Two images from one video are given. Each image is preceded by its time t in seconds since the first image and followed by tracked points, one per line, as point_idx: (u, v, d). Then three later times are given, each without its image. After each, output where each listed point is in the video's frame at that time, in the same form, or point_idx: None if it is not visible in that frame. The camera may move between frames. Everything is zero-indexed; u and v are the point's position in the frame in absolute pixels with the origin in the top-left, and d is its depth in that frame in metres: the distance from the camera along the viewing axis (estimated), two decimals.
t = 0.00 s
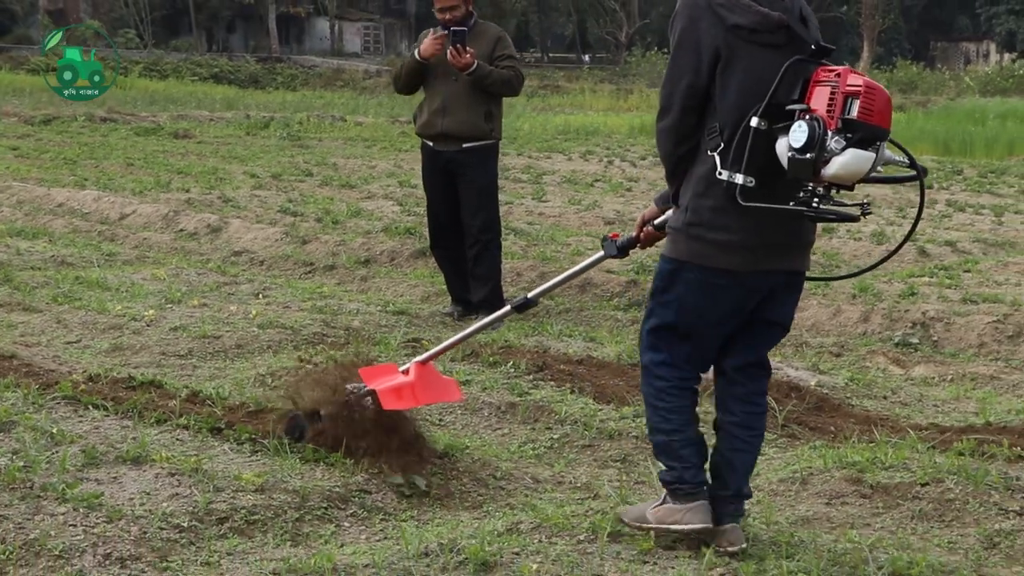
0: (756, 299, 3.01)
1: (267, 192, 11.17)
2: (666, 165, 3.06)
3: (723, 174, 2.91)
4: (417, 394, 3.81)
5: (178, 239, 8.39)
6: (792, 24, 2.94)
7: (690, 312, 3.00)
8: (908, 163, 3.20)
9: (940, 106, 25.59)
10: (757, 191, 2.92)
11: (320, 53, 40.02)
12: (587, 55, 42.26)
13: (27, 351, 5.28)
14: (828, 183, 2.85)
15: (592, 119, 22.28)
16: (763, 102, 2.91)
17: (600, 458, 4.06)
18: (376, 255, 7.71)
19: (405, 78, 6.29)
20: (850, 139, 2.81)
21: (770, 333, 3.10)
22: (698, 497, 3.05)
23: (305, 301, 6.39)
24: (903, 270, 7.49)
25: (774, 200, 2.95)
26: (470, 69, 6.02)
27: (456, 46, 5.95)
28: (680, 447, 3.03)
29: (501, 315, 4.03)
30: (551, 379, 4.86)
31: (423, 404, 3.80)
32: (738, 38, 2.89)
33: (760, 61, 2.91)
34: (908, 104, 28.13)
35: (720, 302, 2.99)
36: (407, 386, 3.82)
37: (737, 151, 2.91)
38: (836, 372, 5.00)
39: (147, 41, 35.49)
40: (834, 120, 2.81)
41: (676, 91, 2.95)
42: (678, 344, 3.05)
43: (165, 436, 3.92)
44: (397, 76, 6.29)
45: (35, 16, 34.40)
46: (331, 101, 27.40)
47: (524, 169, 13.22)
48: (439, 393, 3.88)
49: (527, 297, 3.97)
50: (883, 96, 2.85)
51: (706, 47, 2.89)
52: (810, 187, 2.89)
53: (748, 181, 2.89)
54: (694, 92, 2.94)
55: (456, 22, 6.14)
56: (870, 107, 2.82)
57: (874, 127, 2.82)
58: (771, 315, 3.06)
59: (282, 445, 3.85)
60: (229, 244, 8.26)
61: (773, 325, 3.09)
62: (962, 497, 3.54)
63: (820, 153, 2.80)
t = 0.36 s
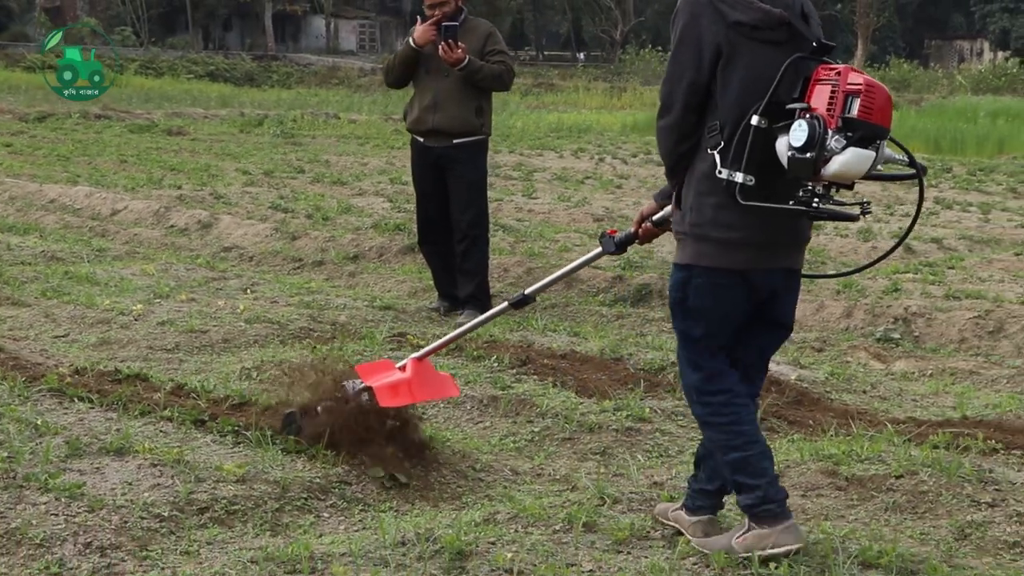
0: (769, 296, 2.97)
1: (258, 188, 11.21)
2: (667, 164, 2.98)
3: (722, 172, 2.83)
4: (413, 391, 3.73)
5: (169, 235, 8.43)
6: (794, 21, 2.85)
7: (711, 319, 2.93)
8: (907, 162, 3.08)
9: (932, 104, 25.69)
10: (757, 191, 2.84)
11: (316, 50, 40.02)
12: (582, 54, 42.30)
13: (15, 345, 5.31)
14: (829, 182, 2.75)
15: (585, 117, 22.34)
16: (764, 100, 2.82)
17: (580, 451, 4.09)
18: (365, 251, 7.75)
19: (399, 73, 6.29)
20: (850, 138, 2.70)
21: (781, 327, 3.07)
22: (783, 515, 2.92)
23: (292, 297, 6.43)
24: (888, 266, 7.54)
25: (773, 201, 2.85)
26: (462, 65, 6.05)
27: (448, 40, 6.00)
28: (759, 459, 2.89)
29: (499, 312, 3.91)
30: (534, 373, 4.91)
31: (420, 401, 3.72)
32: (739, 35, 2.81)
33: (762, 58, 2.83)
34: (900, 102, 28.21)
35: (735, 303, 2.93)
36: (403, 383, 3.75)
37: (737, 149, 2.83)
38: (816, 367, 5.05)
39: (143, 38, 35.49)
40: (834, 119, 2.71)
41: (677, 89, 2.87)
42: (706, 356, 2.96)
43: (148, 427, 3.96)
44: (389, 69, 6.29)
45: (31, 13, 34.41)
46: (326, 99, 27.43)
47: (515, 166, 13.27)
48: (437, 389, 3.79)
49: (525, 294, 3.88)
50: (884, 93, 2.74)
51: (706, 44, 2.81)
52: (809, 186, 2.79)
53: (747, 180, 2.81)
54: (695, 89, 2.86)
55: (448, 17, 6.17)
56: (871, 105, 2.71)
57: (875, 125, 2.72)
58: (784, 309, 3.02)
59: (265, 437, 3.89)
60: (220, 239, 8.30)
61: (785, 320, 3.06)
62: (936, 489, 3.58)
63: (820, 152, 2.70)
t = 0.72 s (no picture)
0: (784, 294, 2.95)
1: (250, 185, 11.23)
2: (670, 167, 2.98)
3: (724, 171, 2.83)
4: (414, 389, 3.70)
5: (159, 231, 8.45)
6: (790, 19, 2.84)
7: (728, 318, 2.92)
8: (907, 155, 3.12)
9: (925, 101, 25.71)
10: (761, 188, 2.83)
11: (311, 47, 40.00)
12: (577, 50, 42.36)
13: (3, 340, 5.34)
14: (833, 175, 2.77)
15: (579, 114, 22.36)
16: (764, 98, 2.81)
17: (561, 443, 4.14)
18: (354, 246, 7.79)
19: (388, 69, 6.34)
20: (853, 130, 2.72)
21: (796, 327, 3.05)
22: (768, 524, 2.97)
23: (281, 292, 6.47)
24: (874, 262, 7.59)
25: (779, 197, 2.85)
26: (448, 59, 6.09)
27: (434, 34, 6.06)
28: (761, 473, 2.91)
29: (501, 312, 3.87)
30: (518, 367, 4.95)
31: (421, 399, 3.70)
32: (736, 36, 2.81)
33: (759, 58, 2.83)
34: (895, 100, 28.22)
35: (750, 301, 2.91)
36: (404, 381, 3.73)
37: (738, 148, 2.82)
38: (798, 361, 5.10)
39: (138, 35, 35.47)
40: (837, 112, 2.71)
41: (676, 92, 2.88)
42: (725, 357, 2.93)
43: (132, 419, 4.00)
44: (376, 64, 6.33)
45: (26, 10, 34.39)
46: (321, 96, 27.44)
47: (507, 163, 13.29)
48: (437, 388, 3.76)
49: (527, 293, 3.82)
50: (885, 85, 2.76)
51: (703, 47, 2.82)
52: (813, 180, 2.81)
53: (750, 178, 2.80)
54: (694, 91, 2.87)
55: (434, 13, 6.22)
56: (873, 98, 2.72)
57: (876, 118, 2.73)
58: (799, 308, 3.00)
59: (247, 428, 3.93)
60: (210, 235, 8.33)
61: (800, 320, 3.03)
62: (909, 480, 3.63)
63: (824, 145, 2.71)
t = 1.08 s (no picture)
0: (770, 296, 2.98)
1: (240, 182, 11.25)
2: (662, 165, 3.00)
3: (717, 172, 2.86)
4: (412, 388, 3.74)
5: (149, 228, 8.48)
6: (789, 22, 2.87)
7: (714, 318, 2.95)
8: (906, 162, 3.14)
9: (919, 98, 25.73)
10: (752, 190, 2.86)
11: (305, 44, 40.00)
12: (571, 48, 42.36)
13: None
14: (825, 181, 2.78)
15: (573, 111, 22.38)
16: (759, 100, 2.84)
17: (541, 436, 4.17)
18: (342, 243, 7.82)
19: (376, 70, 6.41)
20: (845, 137, 2.73)
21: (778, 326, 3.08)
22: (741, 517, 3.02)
23: (268, 288, 6.50)
24: (860, 258, 7.63)
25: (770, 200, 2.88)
26: (433, 57, 6.11)
27: (418, 32, 6.07)
28: (736, 472, 2.98)
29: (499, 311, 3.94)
30: (501, 362, 4.99)
31: (419, 398, 3.74)
32: (734, 37, 2.83)
33: (756, 60, 2.85)
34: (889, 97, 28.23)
35: (736, 303, 2.95)
36: (402, 379, 3.76)
37: (732, 150, 2.85)
38: (779, 356, 5.14)
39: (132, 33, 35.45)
40: (830, 118, 2.73)
41: (673, 91, 2.89)
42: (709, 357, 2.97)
43: (115, 413, 4.04)
44: (362, 61, 6.36)
45: (20, 8, 34.38)
46: (315, 93, 27.42)
47: (499, 160, 13.32)
48: (436, 387, 3.79)
49: (524, 293, 3.88)
50: (880, 93, 2.77)
51: (700, 46, 2.83)
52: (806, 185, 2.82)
53: (743, 180, 2.83)
54: (689, 91, 2.89)
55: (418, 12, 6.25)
56: (866, 105, 2.74)
57: (870, 125, 2.74)
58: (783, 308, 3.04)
59: (229, 422, 3.97)
60: (199, 232, 8.36)
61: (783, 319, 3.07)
62: (884, 473, 3.68)
63: (815, 151, 2.73)
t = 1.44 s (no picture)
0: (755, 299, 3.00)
1: (229, 182, 11.26)
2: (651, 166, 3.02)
3: (705, 174, 2.89)
4: (411, 391, 3.80)
5: (136, 227, 8.49)
6: (781, 26, 2.90)
7: (697, 319, 2.97)
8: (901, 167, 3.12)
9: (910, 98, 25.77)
10: (740, 192, 2.89)
11: (297, 44, 39.98)
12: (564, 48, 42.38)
13: None
14: (810, 185, 2.79)
15: (564, 111, 22.41)
16: (749, 103, 2.87)
17: (519, 433, 4.20)
18: (328, 242, 7.85)
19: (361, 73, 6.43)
20: (830, 141, 2.74)
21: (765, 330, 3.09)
22: (711, 514, 3.07)
23: (253, 286, 6.52)
24: (844, 257, 7.67)
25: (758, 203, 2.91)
26: (418, 57, 6.13)
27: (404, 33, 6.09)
28: (707, 470, 3.02)
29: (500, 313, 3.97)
30: (482, 359, 5.02)
31: (418, 402, 3.80)
32: (726, 39, 2.86)
33: (747, 62, 2.88)
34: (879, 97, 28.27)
35: (721, 304, 2.97)
36: (401, 383, 3.82)
37: (721, 153, 2.89)
38: (759, 353, 5.18)
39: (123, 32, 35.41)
40: (814, 121, 2.76)
41: (664, 92, 2.92)
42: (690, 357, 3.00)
43: (96, 410, 4.06)
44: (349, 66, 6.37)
45: (11, 8, 34.31)
46: (307, 93, 27.42)
47: (488, 159, 13.34)
48: (436, 391, 3.85)
49: (525, 297, 3.89)
50: (865, 97, 2.78)
51: (693, 47, 2.86)
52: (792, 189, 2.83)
53: (731, 182, 2.86)
54: (681, 92, 2.91)
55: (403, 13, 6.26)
56: (850, 109, 2.75)
57: (856, 129, 2.76)
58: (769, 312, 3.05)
59: (210, 419, 4.00)
60: (186, 230, 8.38)
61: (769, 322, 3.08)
62: (857, 468, 3.72)
63: (800, 155, 2.75)
